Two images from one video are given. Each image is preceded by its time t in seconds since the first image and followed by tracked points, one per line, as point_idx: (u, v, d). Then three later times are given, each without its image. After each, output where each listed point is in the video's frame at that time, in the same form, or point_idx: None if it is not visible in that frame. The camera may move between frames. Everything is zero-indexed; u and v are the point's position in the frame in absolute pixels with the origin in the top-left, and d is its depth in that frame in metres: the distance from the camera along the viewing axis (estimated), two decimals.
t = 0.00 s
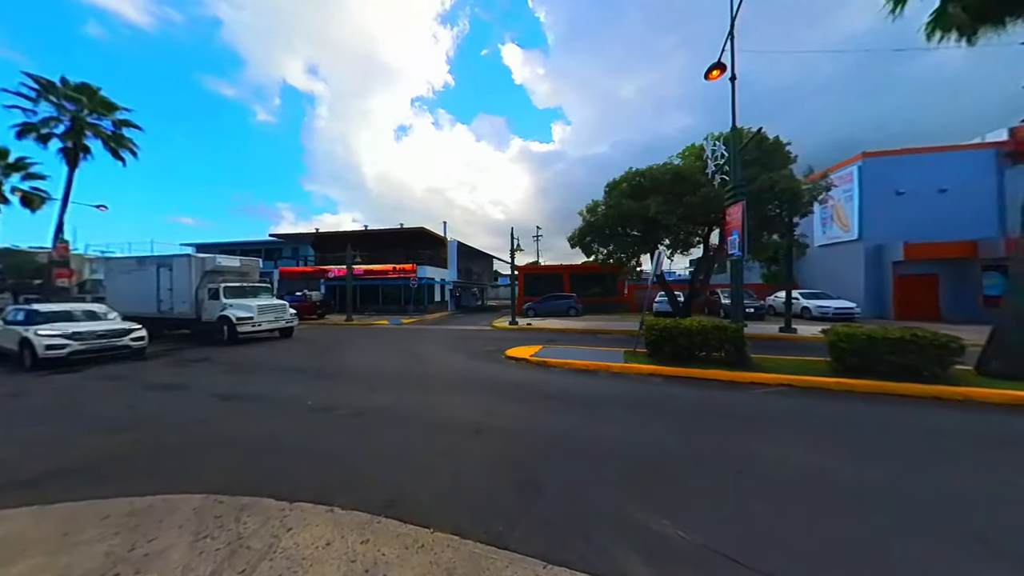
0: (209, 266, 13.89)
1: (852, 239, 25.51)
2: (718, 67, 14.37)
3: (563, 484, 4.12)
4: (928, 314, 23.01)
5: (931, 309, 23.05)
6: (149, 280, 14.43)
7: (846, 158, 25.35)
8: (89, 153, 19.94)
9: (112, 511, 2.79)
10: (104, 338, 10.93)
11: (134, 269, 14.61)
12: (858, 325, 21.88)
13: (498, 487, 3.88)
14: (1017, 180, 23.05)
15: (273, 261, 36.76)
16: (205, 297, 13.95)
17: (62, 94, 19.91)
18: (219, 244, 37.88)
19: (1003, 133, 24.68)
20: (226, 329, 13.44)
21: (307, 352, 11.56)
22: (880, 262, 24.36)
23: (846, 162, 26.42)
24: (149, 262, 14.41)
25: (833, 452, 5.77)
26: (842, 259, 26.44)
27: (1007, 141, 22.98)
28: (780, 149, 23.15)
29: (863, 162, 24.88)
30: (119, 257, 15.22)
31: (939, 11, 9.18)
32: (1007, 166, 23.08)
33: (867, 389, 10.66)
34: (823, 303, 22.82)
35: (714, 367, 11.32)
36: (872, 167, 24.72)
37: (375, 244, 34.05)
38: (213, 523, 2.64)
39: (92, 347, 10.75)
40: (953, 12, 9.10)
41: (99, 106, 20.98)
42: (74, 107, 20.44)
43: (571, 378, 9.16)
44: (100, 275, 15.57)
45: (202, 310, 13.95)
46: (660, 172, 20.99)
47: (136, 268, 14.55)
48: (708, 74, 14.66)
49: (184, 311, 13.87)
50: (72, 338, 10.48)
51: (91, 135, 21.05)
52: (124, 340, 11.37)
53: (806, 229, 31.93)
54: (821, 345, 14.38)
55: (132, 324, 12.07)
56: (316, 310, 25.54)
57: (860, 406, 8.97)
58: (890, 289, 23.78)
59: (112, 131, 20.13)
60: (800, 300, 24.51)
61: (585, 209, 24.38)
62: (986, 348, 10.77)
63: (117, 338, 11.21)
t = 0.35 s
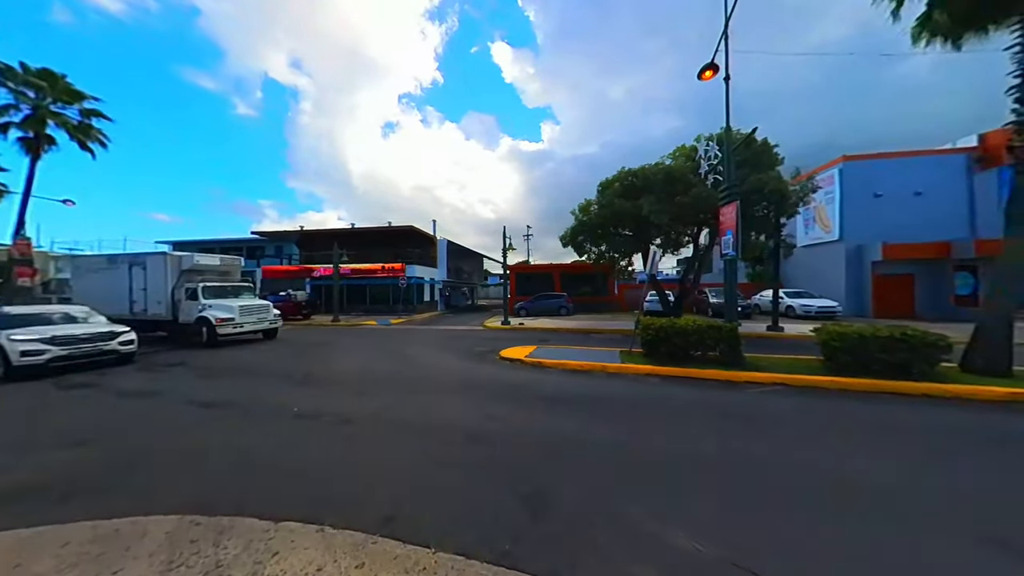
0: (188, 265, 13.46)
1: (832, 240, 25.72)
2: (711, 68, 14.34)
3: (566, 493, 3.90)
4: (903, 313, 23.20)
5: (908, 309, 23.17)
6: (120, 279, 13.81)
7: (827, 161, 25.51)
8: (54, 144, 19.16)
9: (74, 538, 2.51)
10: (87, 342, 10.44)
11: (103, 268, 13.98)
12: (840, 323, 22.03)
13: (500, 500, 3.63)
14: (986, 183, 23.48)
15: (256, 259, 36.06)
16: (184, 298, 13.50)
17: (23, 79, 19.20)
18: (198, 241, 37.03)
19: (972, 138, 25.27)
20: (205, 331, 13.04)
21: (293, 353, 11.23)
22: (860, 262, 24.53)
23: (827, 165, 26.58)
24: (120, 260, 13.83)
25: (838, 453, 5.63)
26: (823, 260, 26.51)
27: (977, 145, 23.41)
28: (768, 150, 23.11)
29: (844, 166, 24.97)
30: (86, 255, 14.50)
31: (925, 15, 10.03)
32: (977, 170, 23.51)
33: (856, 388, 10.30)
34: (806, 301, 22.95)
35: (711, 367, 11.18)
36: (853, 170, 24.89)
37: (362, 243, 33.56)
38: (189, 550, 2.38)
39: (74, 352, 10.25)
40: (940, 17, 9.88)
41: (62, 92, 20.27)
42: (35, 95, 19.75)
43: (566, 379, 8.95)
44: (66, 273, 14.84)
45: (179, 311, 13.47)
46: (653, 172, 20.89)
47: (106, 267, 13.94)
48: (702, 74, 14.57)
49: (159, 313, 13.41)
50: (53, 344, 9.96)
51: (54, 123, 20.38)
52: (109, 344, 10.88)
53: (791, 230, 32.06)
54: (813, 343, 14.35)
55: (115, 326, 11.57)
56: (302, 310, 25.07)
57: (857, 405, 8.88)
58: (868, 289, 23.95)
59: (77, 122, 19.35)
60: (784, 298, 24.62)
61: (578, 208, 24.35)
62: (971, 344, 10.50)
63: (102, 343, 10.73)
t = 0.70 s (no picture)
0: (164, 263, 13.08)
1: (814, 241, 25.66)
2: (704, 69, 14.29)
3: (565, 500, 3.69)
4: (878, 312, 23.51)
5: (883, 308, 23.47)
6: (87, 278, 13.14)
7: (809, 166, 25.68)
8: (15, 134, 18.31)
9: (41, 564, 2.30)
10: (75, 346, 9.68)
11: (67, 267, 13.24)
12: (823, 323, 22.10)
13: (498, 507, 3.42)
14: (957, 190, 23.87)
15: (237, 258, 35.34)
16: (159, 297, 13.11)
17: None
18: (178, 239, 36.21)
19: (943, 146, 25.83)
20: (182, 332, 12.66)
21: (277, 355, 10.93)
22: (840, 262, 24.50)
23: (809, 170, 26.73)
24: (87, 258, 13.09)
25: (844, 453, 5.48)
26: (805, 261, 26.43)
27: (949, 152, 23.92)
28: (757, 153, 23.09)
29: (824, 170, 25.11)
30: (48, 252, 13.64)
31: (913, 21, 9.96)
32: (950, 176, 23.94)
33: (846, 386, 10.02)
34: (791, 300, 22.94)
35: (706, 366, 11.07)
36: (835, 173, 24.96)
37: (350, 242, 33.08)
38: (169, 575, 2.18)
39: (60, 357, 9.49)
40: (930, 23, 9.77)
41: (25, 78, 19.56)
42: None
43: (560, 379, 8.76)
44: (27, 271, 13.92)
45: (153, 312, 13.02)
46: (645, 172, 20.81)
47: (71, 266, 13.24)
48: (696, 75, 14.47)
49: (131, 313, 12.90)
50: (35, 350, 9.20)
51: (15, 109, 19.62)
52: (101, 347, 10.12)
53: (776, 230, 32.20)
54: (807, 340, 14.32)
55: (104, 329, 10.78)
56: (286, 310, 24.59)
57: (854, 403, 8.81)
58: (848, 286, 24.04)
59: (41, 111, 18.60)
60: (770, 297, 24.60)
61: (571, 206, 24.22)
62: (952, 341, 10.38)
63: (92, 346, 9.97)
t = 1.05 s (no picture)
0: (134, 262, 12.60)
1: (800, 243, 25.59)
2: (699, 72, 14.14)
3: (563, 516, 3.43)
4: (858, 312, 23.76)
5: (862, 310, 23.84)
6: (49, 277, 12.50)
7: (793, 172, 25.52)
8: None
9: None
10: (67, 351, 8.34)
11: (27, 265, 12.60)
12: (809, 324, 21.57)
13: (494, 526, 3.17)
14: (930, 197, 23.99)
15: (215, 256, 34.48)
16: (128, 298, 12.58)
17: None
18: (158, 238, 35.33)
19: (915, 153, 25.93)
20: (155, 334, 12.18)
21: (258, 359, 10.53)
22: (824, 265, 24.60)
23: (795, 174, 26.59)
24: (48, 256, 12.45)
25: (846, 454, 5.29)
26: (791, 264, 26.30)
27: (923, 160, 24.00)
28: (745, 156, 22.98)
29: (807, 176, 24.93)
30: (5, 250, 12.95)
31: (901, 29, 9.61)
32: (923, 182, 24.02)
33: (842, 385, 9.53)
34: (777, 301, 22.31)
35: (705, 367, 10.91)
36: (818, 178, 24.84)
37: (337, 241, 32.49)
38: None
39: (52, 365, 8.14)
40: (915, 32, 9.57)
41: None
42: None
43: (556, 383, 8.49)
44: None
45: (122, 314, 12.49)
46: (640, 173, 20.71)
47: (32, 264, 12.57)
48: (692, 78, 14.35)
49: (98, 314, 12.31)
50: (22, 357, 7.84)
51: None
52: (98, 353, 8.79)
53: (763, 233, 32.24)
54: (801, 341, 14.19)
55: (100, 333, 9.38)
56: (268, 312, 23.97)
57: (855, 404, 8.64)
58: (831, 290, 24.00)
59: None
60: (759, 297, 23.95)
61: (564, 208, 24.02)
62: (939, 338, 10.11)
63: (88, 352, 8.62)
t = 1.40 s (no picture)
0: (95, 259, 12.07)
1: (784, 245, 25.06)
2: (693, 71, 13.88)
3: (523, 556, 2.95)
4: (841, 313, 23.53)
5: (844, 311, 23.64)
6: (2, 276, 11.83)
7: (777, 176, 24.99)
8: None
9: None
10: (58, 359, 6.89)
11: None
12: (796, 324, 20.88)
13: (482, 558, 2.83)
14: (906, 201, 23.86)
15: (188, 254, 33.38)
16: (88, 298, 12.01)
17: None
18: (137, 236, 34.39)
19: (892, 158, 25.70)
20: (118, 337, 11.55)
21: (223, 365, 9.96)
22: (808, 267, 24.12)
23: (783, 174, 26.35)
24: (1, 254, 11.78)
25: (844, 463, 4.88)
26: (776, 266, 25.74)
27: (901, 165, 23.99)
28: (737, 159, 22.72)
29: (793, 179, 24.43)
30: None
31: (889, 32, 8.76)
32: (901, 187, 23.90)
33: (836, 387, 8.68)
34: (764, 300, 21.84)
35: (702, 368, 10.63)
36: (802, 180, 24.54)
37: (322, 240, 31.86)
38: None
39: (42, 376, 6.72)
40: (904, 35, 8.75)
41: None
42: None
43: (548, 386, 8.14)
44: None
45: (81, 315, 11.91)
46: (632, 173, 20.42)
47: None
48: (686, 77, 14.07)
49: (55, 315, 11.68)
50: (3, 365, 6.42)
51: None
52: (95, 360, 7.39)
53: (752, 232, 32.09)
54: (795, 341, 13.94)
55: (96, 335, 7.86)
56: (246, 313, 23.27)
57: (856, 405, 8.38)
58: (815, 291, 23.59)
59: None
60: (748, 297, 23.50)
61: (556, 207, 23.69)
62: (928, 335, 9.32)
63: (83, 359, 7.22)
